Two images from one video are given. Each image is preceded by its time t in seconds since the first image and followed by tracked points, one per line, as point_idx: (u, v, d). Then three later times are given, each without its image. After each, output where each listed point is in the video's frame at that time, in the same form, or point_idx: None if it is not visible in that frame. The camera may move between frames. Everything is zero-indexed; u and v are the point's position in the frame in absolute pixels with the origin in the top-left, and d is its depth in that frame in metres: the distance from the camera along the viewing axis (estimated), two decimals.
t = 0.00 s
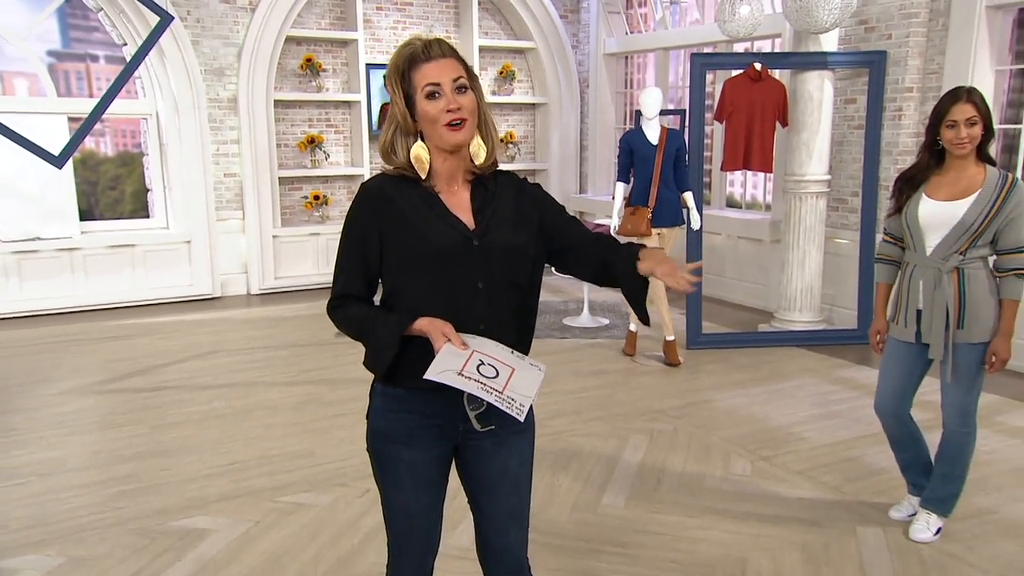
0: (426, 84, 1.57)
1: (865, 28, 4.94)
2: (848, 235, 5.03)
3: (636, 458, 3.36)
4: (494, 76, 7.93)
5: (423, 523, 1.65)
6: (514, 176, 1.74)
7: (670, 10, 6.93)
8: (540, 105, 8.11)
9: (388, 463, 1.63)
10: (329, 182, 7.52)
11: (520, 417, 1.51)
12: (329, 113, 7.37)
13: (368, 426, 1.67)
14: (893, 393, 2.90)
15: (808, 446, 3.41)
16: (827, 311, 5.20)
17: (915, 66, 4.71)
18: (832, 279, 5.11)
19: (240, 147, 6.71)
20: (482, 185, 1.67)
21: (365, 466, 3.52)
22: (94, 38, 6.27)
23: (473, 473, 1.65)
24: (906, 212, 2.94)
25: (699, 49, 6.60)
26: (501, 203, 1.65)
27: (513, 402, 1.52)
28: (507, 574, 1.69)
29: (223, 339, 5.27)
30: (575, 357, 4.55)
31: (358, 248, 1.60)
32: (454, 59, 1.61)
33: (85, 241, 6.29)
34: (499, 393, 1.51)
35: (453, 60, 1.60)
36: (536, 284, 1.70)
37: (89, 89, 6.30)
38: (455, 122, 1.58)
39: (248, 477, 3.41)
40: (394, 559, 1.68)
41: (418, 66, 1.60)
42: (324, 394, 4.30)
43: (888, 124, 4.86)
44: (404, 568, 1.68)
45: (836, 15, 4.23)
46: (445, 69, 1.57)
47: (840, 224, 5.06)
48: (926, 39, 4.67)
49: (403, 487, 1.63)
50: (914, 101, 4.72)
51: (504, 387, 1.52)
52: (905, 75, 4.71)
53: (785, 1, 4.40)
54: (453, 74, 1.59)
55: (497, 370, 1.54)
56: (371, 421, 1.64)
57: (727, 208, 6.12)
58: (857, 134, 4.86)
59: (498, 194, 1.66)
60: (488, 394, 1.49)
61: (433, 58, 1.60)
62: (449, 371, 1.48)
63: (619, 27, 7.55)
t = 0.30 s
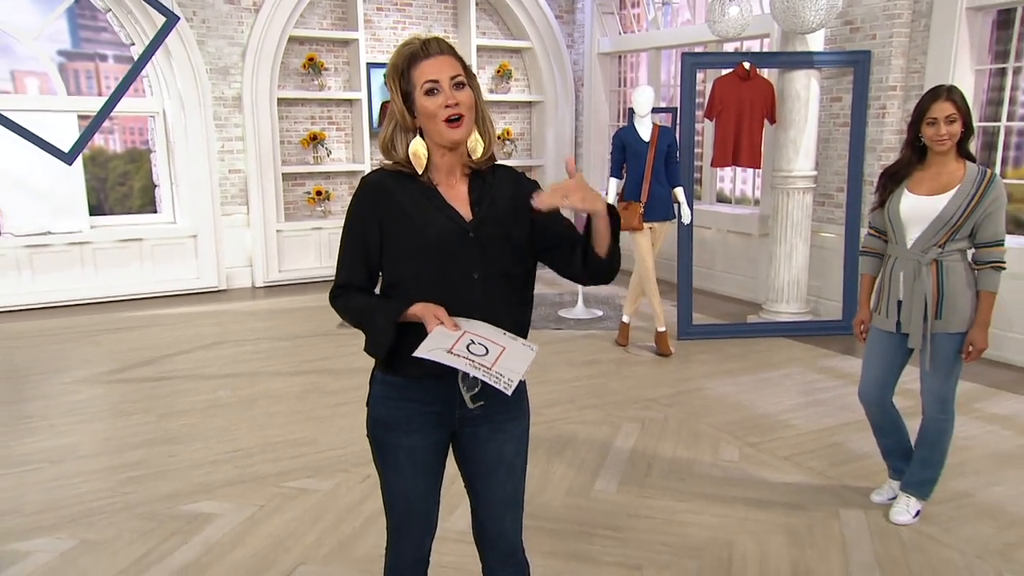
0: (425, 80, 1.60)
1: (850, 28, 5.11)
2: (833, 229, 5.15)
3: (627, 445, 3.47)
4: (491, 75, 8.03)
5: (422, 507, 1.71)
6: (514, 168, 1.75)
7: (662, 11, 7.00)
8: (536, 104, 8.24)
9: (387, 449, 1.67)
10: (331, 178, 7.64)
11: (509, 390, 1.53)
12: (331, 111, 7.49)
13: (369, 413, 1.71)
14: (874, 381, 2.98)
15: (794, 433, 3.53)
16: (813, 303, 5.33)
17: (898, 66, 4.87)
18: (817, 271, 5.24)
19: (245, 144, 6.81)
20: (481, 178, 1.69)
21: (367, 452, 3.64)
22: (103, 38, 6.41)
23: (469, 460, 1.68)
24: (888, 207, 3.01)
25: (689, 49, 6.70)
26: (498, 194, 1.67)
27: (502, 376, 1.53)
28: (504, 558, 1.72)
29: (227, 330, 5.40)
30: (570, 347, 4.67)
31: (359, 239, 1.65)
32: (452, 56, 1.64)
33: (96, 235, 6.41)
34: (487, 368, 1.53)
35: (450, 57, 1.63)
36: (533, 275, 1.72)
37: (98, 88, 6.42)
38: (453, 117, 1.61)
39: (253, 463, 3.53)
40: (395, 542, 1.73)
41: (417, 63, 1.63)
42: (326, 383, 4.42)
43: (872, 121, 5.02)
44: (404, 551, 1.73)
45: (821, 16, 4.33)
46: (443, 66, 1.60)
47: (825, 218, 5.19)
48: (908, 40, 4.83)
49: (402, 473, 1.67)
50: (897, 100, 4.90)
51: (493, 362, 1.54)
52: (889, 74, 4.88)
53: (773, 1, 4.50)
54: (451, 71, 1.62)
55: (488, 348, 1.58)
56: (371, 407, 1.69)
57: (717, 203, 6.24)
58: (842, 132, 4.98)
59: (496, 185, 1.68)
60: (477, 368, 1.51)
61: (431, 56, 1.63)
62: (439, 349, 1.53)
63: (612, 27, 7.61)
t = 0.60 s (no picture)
0: (435, 83, 1.62)
1: (836, 26, 5.24)
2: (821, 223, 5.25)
3: (620, 432, 3.59)
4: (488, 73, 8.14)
5: (420, 493, 1.76)
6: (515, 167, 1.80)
7: (654, 10, 7.07)
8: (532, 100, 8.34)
9: (385, 432, 1.74)
10: (332, 173, 7.75)
11: (485, 392, 1.60)
12: (332, 107, 7.59)
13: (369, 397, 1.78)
14: (859, 369, 3.06)
15: (781, 420, 3.64)
16: (800, 294, 5.44)
17: (883, 63, 5.00)
18: (805, 263, 5.35)
19: (248, 139, 6.93)
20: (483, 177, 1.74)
21: (368, 438, 3.75)
22: (110, 36, 6.52)
23: (466, 443, 1.75)
24: (873, 200, 3.07)
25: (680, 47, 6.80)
26: (498, 195, 1.73)
27: (480, 377, 1.61)
28: (501, 540, 1.78)
29: (230, 321, 5.51)
30: (566, 337, 4.78)
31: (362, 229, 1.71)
32: (462, 58, 1.65)
33: (104, 228, 6.52)
34: (466, 368, 1.61)
35: (461, 60, 1.64)
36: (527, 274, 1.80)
37: (106, 85, 6.51)
38: (463, 122, 1.64)
39: (257, 449, 3.65)
40: (395, 526, 1.79)
41: (428, 63, 1.65)
42: (328, 372, 4.54)
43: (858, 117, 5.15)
44: (403, 534, 1.79)
45: (809, 14, 4.42)
46: (454, 71, 1.62)
47: (813, 212, 5.29)
48: (893, 38, 4.97)
49: (399, 457, 1.73)
50: (882, 97, 5.04)
51: (473, 364, 1.62)
52: (874, 71, 5.02)
53: None
54: (462, 75, 1.64)
55: (471, 348, 1.65)
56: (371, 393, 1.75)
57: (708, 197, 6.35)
58: (828, 127, 5.08)
59: (497, 186, 1.73)
60: (455, 368, 1.59)
61: (443, 56, 1.65)
62: (422, 346, 1.63)
63: (606, 25, 7.73)
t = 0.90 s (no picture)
0: (449, 82, 1.60)
1: (824, 25, 5.35)
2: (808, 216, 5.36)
3: (612, 418, 3.71)
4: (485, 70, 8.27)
5: (424, 474, 1.78)
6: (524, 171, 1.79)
7: (647, 8, 7.24)
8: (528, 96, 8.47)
9: (391, 415, 1.76)
10: (333, 167, 7.88)
11: (474, 409, 1.67)
12: (333, 104, 7.71)
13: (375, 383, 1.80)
14: (846, 357, 3.12)
15: (768, 407, 3.76)
16: (788, 284, 5.55)
17: (868, 61, 5.15)
18: (792, 255, 5.46)
19: (252, 134, 7.06)
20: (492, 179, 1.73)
21: (369, 425, 3.87)
22: (117, 33, 6.70)
23: (470, 428, 1.79)
24: (858, 192, 3.10)
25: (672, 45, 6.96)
26: (507, 204, 1.73)
27: (469, 394, 1.68)
28: (502, 524, 1.82)
29: (234, 311, 5.64)
30: (561, 327, 4.89)
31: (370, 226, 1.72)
32: (476, 56, 1.63)
33: (112, 221, 6.64)
34: (457, 385, 1.67)
35: (476, 59, 1.62)
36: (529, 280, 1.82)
37: (113, 82, 6.69)
38: (475, 122, 1.62)
39: (262, 435, 3.77)
40: (399, 509, 1.81)
41: (442, 60, 1.63)
42: (329, 361, 4.66)
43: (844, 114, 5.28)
44: (407, 517, 1.82)
45: (797, 12, 4.51)
46: (468, 70, 1.60)
47: (800, 205, 5.39)
48: (878, 36, 5.10)
49: (404, 438, 1.76)
50: (868, 94, 5.15)
51: (464, 378, 1.68)
52: (860, 68, 5.16)
53: None
54: (476, 74, 1.62)
55: (465, 360, 1.69)
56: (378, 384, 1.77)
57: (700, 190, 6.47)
58: (816, 122, 5.17)
59: (507, 195, 1.73)
60: (445, 386, 1.67)
61: (457, 54, 1.63)
62: (417, 358, 1.68)
63: (600, 23, 7.86)
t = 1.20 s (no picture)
0: (455, 98, 1.62)
1: (811, 25, 5.51)
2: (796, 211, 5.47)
3: (606, 408, 3.84)
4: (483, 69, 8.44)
5: (425, 455, 1.78)
6: (537, 186, 1.80)
7: (640, 8, 7.37)
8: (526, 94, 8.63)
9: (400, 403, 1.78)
10: (335, 164, 8.03)
11: (449, 424, 1.72)
12: (335, 102, 7.86)
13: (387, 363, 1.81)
14: (832, 345, 3.22)
15: (756, 396, 3.89)
16: (777, 277, 5.68)
17: (855, 60, 5.27)
18: (780, 249, 5.59)
19: (256, 131, 7.17)
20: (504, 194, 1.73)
21: (369, 413, 4.00)
22: (125, 33, 6.86)
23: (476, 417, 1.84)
24: (841, 188, 3.19)
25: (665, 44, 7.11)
26: (520, 218, 1.74)
27: (448, 409, 1.72)
28: (502, 508, 1.88)
29: (238, 303, 5.78)
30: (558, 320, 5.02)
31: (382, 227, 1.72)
32: (483, 71, 1.64)
33: (120, 217, 6.79)
34: (437, 399, 1.71)
35: (482, 73, 1.63)
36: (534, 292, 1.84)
37: (121, 81, 6.89)
38: (483, 135, 1.62)
39: (267, 423, 3.90)
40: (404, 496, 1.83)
41: (448, 77, 1.64)
42: (332, 352, 4.79)
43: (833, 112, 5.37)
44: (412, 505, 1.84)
45: (786, 12, 4.62)
46: (474, 84, 1.61)
47: (788, 200, 5.50)
48: (863, 36, 5.24)
49: (409, 418, 1.78)
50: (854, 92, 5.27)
51: (446, 394, 1.71)
52: (846, 67, 5.28)
53: None
54: (482, 88, 1.63)
55: (452, 375, 1.71)
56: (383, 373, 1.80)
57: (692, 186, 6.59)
58: (804, 120, 5.27)
59: (521, 209, 1.75)
60: (425, 398, 1.71)
61: (463, 70, 1.64)
62: (406, 366, 1.71)
63: (595, 23, 8.05)
